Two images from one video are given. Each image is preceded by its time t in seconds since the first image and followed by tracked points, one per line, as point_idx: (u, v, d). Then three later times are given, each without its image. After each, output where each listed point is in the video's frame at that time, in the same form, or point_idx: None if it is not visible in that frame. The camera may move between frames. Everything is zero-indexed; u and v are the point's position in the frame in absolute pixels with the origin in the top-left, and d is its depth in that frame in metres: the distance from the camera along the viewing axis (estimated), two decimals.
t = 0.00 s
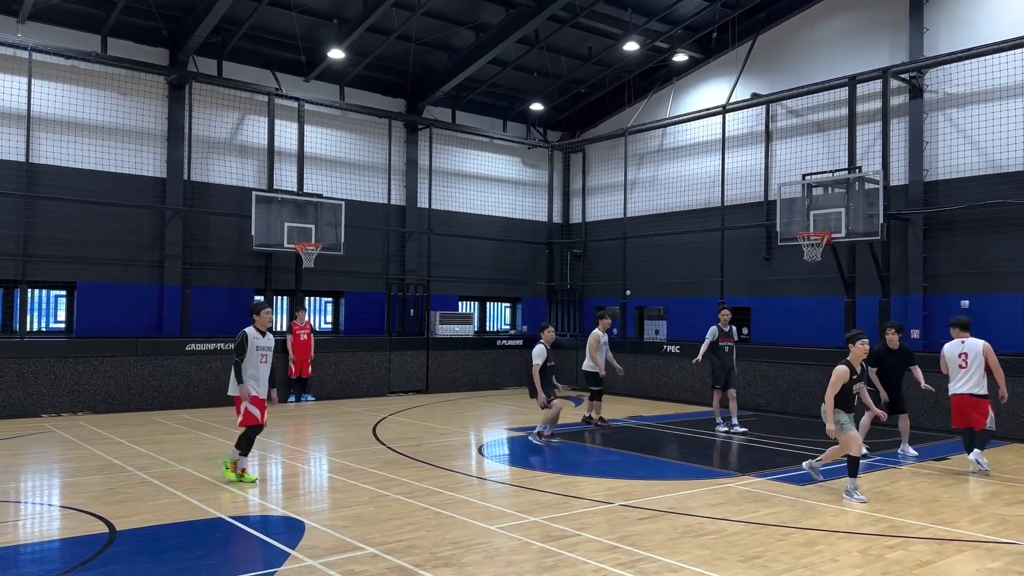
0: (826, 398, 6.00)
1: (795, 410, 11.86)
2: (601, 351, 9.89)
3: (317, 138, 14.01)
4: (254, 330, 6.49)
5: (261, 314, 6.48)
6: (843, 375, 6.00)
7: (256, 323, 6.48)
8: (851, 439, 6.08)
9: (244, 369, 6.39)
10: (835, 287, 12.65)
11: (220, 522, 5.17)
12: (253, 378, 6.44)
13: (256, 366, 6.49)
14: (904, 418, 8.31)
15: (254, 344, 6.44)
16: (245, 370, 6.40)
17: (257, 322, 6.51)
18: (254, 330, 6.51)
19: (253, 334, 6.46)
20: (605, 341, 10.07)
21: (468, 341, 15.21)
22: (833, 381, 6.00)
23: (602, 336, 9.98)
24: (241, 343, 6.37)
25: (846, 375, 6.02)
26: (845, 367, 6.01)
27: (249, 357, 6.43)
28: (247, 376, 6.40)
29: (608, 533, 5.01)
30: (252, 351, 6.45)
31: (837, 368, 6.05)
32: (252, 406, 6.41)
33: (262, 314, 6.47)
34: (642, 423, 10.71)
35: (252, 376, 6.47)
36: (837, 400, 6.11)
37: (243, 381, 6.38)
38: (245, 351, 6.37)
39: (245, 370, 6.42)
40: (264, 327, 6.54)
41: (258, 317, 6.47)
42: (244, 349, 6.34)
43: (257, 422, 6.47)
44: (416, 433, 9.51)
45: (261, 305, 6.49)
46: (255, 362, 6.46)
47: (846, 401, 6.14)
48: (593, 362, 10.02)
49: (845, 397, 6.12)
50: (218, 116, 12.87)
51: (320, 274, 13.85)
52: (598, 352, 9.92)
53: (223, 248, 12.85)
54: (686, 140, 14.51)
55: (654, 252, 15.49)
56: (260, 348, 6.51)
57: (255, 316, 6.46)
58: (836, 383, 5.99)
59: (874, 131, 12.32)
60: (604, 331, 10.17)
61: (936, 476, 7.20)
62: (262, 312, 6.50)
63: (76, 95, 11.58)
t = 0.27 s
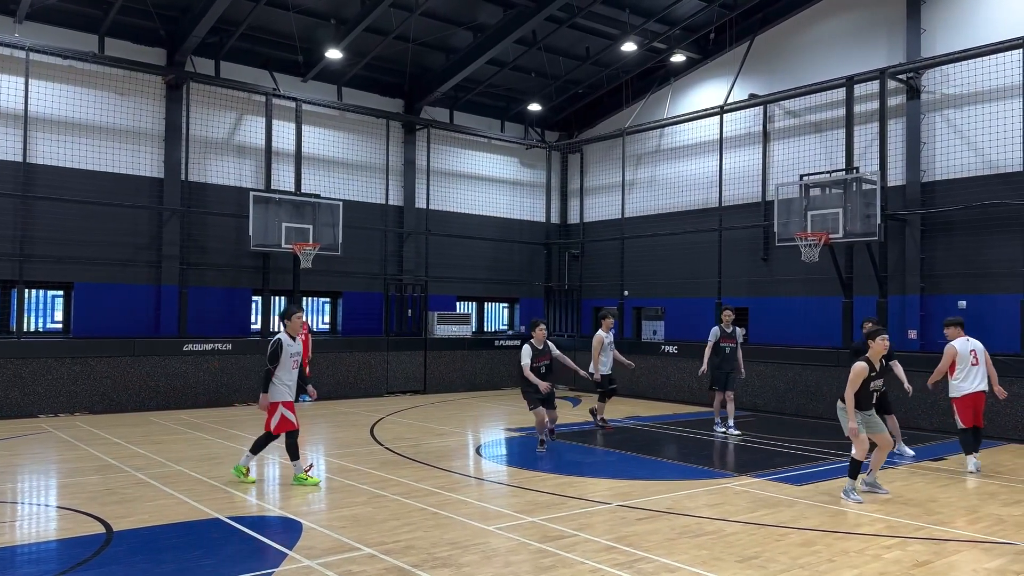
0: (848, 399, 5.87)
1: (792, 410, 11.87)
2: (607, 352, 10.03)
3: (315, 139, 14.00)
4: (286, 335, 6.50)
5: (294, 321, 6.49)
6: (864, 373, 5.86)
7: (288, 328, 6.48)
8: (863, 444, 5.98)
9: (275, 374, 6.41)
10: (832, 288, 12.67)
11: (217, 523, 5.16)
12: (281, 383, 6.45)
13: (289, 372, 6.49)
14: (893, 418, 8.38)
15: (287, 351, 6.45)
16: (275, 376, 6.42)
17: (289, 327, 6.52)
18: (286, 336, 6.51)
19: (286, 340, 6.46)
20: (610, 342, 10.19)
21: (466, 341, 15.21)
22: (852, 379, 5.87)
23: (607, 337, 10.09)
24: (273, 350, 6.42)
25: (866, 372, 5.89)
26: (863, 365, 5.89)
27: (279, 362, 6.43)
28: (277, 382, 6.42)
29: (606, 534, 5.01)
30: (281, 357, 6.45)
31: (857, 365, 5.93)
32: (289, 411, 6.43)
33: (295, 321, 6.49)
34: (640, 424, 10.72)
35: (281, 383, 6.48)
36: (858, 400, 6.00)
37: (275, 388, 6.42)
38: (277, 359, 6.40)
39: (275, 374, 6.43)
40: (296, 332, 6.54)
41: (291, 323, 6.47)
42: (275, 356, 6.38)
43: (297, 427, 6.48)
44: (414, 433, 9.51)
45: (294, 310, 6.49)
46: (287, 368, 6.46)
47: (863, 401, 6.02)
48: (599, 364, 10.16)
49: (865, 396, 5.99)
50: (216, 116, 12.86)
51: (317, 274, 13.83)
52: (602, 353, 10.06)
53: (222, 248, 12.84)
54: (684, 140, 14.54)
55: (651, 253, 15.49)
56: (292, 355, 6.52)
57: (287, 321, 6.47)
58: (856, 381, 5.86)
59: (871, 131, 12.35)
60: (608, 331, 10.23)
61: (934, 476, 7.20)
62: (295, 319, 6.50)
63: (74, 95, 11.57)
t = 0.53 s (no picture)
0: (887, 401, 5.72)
1: (789, 411, 11.89)
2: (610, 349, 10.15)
3: (312, 138, 13.99)
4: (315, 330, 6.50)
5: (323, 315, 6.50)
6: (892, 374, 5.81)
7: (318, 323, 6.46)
8: (910, 441, 5.85)
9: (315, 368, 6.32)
10: (830, 288, 12.69)
11: (215, 523, 5.16)
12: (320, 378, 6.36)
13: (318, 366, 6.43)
14: (847, 416, 8.56)
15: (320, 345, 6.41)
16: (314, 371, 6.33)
17: (317, 323, 6.49)
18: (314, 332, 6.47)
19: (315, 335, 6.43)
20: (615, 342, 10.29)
21: (463, 341, 15.21)
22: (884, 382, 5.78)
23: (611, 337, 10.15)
24: (307, 344, 6.31)
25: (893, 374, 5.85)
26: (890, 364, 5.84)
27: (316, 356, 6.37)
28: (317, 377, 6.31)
29: (604, 533, 5.02)
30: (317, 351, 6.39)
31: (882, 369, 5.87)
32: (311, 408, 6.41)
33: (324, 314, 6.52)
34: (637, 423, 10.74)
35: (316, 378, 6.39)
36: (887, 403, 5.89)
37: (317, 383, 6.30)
38: (312, 353, 6.32)
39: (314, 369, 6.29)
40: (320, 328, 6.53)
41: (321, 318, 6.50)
42: (311, 350, 6.28)
43: (314, 425, 6.45)
44: (412, 433, 9.52)
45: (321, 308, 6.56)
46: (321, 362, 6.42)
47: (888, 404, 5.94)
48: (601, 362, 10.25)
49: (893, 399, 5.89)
50: (213, 116, 12.85)
51: (315, 274, 13.83)
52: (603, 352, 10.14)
53: (219, 248, 12.83)
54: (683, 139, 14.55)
55: (649, 253, 15.51)
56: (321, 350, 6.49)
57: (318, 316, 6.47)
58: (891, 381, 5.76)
59: (868, 131, 12.37)
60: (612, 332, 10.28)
61: (932, 475, 7.22)
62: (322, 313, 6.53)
63: (70, 95, 11.54)
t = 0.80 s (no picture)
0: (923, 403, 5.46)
1: (787, 411, 11.90)
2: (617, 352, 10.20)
3: (310, 138, 13.98)
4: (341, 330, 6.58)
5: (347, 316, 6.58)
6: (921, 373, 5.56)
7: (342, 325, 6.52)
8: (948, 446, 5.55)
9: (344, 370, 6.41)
10: (827, 288, 12.71)
11: (212, 523, 5.15)
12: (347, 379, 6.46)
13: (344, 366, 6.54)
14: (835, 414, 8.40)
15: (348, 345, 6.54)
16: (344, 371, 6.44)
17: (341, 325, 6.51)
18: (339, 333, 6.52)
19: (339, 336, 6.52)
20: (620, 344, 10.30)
21: (461, 341, 15.21)
22: (915, 383, 5.51)
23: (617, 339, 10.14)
24: (335, 344, 6.42)
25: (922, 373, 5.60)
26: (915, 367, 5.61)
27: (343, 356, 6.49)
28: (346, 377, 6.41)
29: (602, 533, 5.02)
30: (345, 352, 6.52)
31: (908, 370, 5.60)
32: (339, 410, 6.42)
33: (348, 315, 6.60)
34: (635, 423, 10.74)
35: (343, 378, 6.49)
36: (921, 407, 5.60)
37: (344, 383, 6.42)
38: (341, 352, 6.44)
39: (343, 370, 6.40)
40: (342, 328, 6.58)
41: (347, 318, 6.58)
42: (340, 349, 6.41)
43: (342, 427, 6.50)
44: (410, 433, 9.52)
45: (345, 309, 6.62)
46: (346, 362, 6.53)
47: (921, 405, 5.63)
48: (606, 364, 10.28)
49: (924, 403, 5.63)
50: (211, 116, 12.83)
51: (312, 274, 13.82)
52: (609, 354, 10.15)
53: (217, 248, 12.81)
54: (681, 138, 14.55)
55: (647, 253, 15.51)
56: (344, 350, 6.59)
57: (342, 318, 6.51)
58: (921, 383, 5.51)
59: (866, 131, 12.39)
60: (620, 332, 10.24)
61: (929, 475, 7.22)
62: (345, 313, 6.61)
63: (68, 94, 11.53)
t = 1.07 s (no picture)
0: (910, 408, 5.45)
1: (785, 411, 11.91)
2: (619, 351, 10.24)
3: (309, 139, 13.97)
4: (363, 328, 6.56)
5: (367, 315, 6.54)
6: (923, 378, 5.44)
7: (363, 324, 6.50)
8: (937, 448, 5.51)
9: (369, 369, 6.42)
10: (825, 288, 12.72)
11: (210, 523, 5.15)
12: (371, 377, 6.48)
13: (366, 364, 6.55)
14: (823, 415, 8.44)
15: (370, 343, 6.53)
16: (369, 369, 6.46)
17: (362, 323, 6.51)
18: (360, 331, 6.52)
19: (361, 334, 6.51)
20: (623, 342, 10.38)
21: (460, 341, 15.21)
22: (911, 386, 5.45)
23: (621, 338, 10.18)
24: (359, 344, 6.40)
25: (925, 378, 5.48)
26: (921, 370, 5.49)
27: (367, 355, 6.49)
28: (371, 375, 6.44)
29: (600, 533, 5.02)
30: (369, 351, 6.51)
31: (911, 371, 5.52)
32: (379, 402, 6.54)
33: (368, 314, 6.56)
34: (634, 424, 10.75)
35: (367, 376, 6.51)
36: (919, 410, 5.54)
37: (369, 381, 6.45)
38: (365, 351, 6.43)
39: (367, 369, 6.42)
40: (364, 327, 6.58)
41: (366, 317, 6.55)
42: (365, 348, 6.40)
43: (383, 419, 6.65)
44: (409, 433, 9.51)
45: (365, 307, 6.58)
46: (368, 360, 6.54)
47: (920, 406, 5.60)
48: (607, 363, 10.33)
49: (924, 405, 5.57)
50: (210, 116, 12.82)
51: (310, 274, 13.81)
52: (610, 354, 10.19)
53: (215, 248, 12.80)
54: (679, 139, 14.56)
55: (645, 253, 15.52)
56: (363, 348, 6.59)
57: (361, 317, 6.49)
58: (917, 388, 5.44)
59: (864, 132, 12.39)
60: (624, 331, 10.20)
61: (927, 476, 7.23)
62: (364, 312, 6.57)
63: (66, 94, 11.51)
